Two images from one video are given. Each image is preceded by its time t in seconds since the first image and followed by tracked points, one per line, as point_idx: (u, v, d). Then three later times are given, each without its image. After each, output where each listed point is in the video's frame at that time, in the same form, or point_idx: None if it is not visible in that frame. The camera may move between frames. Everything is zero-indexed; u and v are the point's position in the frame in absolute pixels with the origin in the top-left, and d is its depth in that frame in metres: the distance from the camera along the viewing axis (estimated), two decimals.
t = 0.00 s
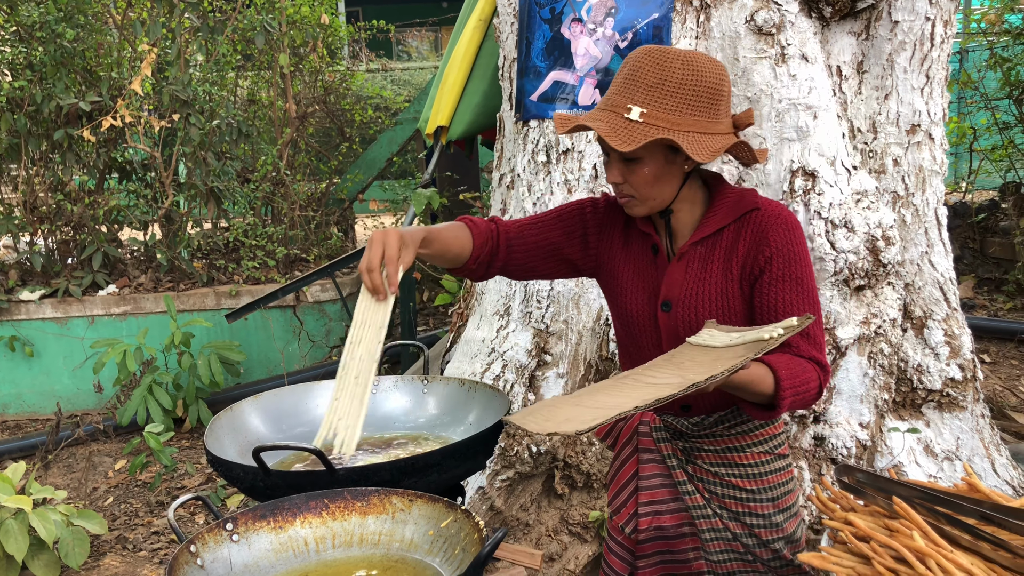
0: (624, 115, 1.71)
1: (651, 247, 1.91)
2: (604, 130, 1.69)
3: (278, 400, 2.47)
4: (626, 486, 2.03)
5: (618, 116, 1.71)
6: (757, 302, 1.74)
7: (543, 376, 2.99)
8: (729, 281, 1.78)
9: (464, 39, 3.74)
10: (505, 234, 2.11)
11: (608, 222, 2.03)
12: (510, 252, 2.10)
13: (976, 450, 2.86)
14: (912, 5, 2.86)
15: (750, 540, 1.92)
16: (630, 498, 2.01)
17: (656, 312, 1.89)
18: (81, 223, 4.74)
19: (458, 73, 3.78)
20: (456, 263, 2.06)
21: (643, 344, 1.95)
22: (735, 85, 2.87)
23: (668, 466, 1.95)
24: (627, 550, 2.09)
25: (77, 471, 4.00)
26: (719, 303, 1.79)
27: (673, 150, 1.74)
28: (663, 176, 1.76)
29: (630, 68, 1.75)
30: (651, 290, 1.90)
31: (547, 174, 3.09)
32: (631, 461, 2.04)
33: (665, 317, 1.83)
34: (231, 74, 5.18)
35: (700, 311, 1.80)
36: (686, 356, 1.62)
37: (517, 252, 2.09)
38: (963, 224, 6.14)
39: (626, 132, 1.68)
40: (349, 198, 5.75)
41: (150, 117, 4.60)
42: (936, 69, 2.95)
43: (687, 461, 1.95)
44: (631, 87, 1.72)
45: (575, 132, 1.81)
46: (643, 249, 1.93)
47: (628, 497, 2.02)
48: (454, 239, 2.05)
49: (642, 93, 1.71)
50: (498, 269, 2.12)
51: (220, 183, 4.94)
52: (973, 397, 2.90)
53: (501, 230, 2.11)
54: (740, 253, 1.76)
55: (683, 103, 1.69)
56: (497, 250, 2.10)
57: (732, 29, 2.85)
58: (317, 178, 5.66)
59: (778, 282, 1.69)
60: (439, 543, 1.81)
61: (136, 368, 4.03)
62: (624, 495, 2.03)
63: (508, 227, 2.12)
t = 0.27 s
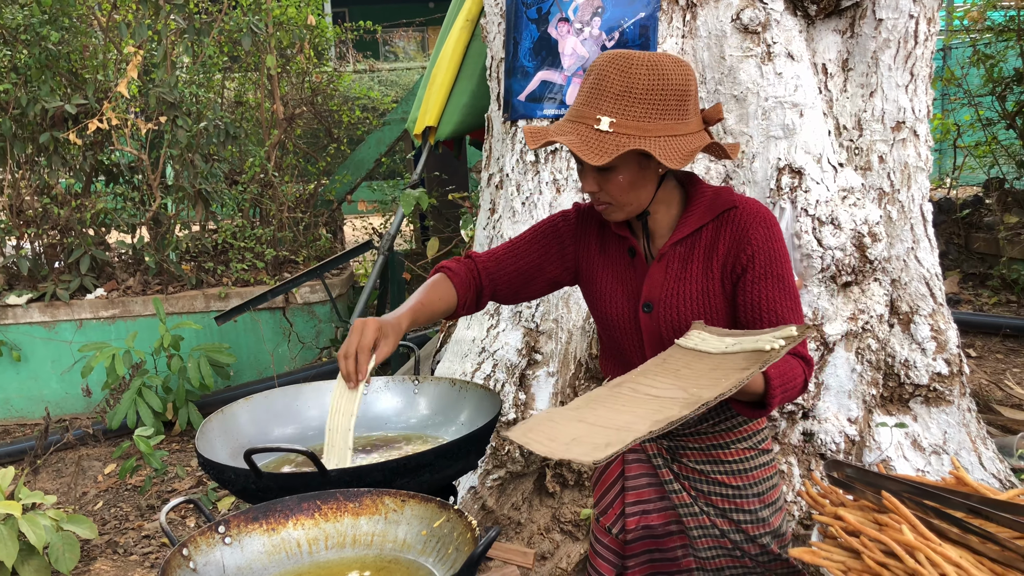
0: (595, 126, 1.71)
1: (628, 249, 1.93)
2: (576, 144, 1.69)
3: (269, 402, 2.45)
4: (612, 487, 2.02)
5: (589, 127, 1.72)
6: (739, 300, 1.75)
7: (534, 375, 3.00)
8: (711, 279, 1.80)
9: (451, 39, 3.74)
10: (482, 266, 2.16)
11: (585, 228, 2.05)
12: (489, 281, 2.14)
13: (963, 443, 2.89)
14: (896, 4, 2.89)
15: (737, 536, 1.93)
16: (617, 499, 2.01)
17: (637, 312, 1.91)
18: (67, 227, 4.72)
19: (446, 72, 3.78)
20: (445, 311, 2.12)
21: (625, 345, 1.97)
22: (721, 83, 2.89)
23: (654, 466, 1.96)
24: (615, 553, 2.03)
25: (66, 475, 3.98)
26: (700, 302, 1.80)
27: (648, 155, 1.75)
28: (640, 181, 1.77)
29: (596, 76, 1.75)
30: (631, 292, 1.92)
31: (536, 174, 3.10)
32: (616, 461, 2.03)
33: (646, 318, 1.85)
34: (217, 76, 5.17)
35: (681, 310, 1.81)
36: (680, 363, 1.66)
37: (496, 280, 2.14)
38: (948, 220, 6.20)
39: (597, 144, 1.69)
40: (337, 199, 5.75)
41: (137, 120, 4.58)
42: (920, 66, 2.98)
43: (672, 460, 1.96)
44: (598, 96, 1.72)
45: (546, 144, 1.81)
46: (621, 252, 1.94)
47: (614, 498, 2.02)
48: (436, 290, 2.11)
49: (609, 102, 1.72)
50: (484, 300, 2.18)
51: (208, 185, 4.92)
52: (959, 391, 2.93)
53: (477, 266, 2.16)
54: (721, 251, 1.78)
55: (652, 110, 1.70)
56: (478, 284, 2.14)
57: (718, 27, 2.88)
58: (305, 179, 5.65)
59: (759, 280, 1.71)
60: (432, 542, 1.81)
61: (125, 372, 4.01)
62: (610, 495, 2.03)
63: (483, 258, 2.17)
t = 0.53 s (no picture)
0: (611, 124, 1.70)
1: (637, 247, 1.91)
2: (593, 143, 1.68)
3: (258, 404, 2.43)
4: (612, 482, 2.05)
5: (605, 126, 1.71)
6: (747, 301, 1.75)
7: (524, 376, 2.99)
8: (720, 279, 1.79)
9: (440, 40, 3.74)
10: (493, 273, 2.09)
11: (594, 226, 2.03)
12: (501, 287, 2.09)
13: (952, 443, 2.91)
14: (883, 5, 2.91)
15: (733, 538, 1.93)
16: (616, 495, 2.03)
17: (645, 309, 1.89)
18: (55, 229, 4.68)
19: (435, 74, 3.78)
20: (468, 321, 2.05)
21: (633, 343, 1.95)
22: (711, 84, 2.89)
23: (654, 462, 1.98)
24: (611, 548, 2.05)
25: (53, 480, 3.95)
26: (709, 301, 1.80)
27: (663, 153, 1.74)
28: (654, 178, 1.76)
29: (611, 76, 1.74)
30: (639, 289, 1.91)
31: (526, 175, 3.10)
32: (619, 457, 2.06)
33: (654, 315, 1.84)
34: (206, 77, 5.14)
35: (691, 308, 1.81)
36: (686, 367, 1.66)
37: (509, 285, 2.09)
38: (936, 221, 6.24)
39: (614, 143, 1.68)
40: (326, 201, 5.74)
41: (125, 122, 4.55)
42: (907, 68, 3.00)
43: (674, 457, 1.97)
44: (614, 95, 1.71)
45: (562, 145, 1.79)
46: (629, 249, 1.93)
47: (614, 493, 2.04)
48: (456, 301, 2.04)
49: (625, 101, 1.71)
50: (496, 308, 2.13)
51: (196, 187, 4.89)
52: (948, 391, 2.95)
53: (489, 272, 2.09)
54: (731, 251, 1.77)
55: (668, 108, 1.70)
56: (491, 291, 2.09)
57: (707, 29, 2.88)
58: (294, 181, 5.63)
59: (769, 282, 1.70)
60: (424, 545, 1.80)
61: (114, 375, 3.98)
62: (609, 490, 2.05)
63: (491, 262, 2.11)
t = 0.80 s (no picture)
0: (670, 117, 1.67)
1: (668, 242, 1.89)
2: (658, 134, 1.63)
3: (246, 407, 2.43)
4: (629, 475, 2.06)
5: (663, 118, 1.67)
6: (767, 303, 1.74)
7: (513, 380, 3.00)
8: (745, 280, 1.78)
9: (430, 42, 3.74)
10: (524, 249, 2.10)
11: (628, 218, 2.01)
12: (529, 263, 2.10)
13: (938, 446, 2.93)
14: (871, 10, 2.92)
15: (747, 537, 1.94)
16: (632, 489, 2.04)
17: (671, 305, 1.88)
18: (41, 231, 4.64)
19: (425, 77, 3.79)
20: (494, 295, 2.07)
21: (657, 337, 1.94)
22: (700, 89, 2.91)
23: (672, 457, 1.99)
24: (624, 541, 2.05)
25: (38, 483, 3.92)
26: (734, 301, 1.79)
27: (713, 147, 1.72)
28: (704, 174, 1.74)
29: (660, 72, 1.72)
30: (667, 283, 1.89)
31: (515, 178, 3.10)
32: (637, 450, 2.06)
33: (680, 310, 1.83)
34: (194, 79, 5.13)
35: (716, 306, 1.80)
36: (676, 363, 1.66)
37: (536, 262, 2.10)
38: (923, 225, 6.29)
39: (678, 134, 1.64)
40: (315, 204, 5.73)
41: (112, 123, 4.53)
42: (894, 73, 3.03)
43: (693, 452, 1.98)
44: (668, 89, 1.69)
45: (612, 142, 1.72)
46: (659, 244, 1.91)
47: (631, 487, 2.05)
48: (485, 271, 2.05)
49: (679, 94, 1.69)
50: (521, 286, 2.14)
51: (185, 190, 4.87)
52: (934, 394, 2.97)
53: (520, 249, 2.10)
54: (758, 252, 1.76)
55: (721, 101, 1.69)
56: (519, 266, 2.10)
57: (696, 33, 2.89)
58: (283, 183, 5.62)
59: (790, 284, 1.69)
60: (412, 548, 1.80)
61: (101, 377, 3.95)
62: (626, 483, 2.06)
63: (524, 241, 2.12)
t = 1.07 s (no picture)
0: (735, 111, 1.67)
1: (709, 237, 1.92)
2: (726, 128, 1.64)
3: (237, 408, 2.42)
4: (643, 462, 2.09)
5: (728, 113, 1.67)
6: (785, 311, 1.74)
7: (505, 382, 3.00)
8: (770, 284, 1.77)
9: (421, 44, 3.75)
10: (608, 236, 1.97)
11: (684, 208, 2.01)
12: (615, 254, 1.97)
13: (927, 447, 2.94)
14: (859, 14, 2.95)
15: (752, 532, 1.93)
16: (645, 475, 2.08)
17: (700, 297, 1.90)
18: (30, 233, 4.61)
19: (416, 79, 3.80)
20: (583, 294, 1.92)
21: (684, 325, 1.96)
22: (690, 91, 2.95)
23: (684, 447, 2.02)
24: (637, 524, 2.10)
25: (28, 486, 3.89)
26: (758, 304, 1.78)
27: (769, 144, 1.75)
28: (760, 172, 1.74)
29: (719, 69, 1.73)
30: (699, 276, 1.92)
31: (506, 180, 3.11)
32: (651, 438, 2.10)
33: (706, 303, 1.85)
34: (185, 81, 5.11)
35: (741, 306, 1.80)
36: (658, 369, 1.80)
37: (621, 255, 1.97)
38: (912, 227, 6.32)
39: (746, 127, 1.65)
40: (307, 206, 5.72)
41: (103, 125, 4.51)
42: (883, 76, 3.05)
43: (705, 444, 2.01)
44: (730, 85, 1.69)
45: (676, 137, 1.72)
46: (701, 238, 1.94)
47: (644, 474, 2.09)
48: (585, 272, 1.88)
49: (741, 91, 1.69)
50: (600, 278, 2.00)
51: (175, 192, 4.86)
52: (923, 395, 2.96)
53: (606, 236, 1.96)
54: (787, 258, 1.75)
55: (779, 98, 1.71)
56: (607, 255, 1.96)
57: (686, 36, 2.93)
58: (274, 185, 5.61)
59: (810, 297, 1.69)
60: (402, 550, 1.80)
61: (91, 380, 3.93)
62: (640, 469, 2.10)
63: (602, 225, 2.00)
